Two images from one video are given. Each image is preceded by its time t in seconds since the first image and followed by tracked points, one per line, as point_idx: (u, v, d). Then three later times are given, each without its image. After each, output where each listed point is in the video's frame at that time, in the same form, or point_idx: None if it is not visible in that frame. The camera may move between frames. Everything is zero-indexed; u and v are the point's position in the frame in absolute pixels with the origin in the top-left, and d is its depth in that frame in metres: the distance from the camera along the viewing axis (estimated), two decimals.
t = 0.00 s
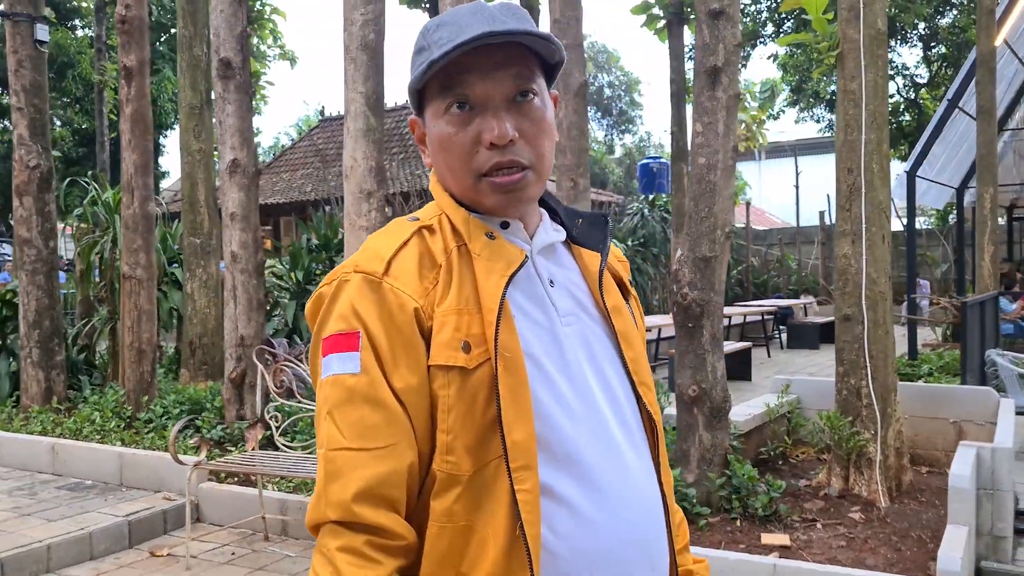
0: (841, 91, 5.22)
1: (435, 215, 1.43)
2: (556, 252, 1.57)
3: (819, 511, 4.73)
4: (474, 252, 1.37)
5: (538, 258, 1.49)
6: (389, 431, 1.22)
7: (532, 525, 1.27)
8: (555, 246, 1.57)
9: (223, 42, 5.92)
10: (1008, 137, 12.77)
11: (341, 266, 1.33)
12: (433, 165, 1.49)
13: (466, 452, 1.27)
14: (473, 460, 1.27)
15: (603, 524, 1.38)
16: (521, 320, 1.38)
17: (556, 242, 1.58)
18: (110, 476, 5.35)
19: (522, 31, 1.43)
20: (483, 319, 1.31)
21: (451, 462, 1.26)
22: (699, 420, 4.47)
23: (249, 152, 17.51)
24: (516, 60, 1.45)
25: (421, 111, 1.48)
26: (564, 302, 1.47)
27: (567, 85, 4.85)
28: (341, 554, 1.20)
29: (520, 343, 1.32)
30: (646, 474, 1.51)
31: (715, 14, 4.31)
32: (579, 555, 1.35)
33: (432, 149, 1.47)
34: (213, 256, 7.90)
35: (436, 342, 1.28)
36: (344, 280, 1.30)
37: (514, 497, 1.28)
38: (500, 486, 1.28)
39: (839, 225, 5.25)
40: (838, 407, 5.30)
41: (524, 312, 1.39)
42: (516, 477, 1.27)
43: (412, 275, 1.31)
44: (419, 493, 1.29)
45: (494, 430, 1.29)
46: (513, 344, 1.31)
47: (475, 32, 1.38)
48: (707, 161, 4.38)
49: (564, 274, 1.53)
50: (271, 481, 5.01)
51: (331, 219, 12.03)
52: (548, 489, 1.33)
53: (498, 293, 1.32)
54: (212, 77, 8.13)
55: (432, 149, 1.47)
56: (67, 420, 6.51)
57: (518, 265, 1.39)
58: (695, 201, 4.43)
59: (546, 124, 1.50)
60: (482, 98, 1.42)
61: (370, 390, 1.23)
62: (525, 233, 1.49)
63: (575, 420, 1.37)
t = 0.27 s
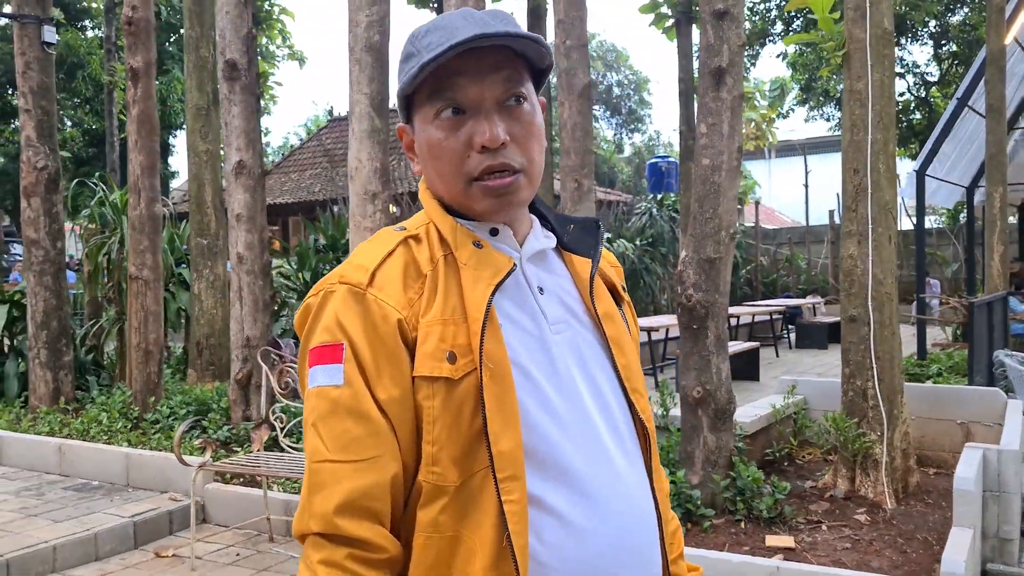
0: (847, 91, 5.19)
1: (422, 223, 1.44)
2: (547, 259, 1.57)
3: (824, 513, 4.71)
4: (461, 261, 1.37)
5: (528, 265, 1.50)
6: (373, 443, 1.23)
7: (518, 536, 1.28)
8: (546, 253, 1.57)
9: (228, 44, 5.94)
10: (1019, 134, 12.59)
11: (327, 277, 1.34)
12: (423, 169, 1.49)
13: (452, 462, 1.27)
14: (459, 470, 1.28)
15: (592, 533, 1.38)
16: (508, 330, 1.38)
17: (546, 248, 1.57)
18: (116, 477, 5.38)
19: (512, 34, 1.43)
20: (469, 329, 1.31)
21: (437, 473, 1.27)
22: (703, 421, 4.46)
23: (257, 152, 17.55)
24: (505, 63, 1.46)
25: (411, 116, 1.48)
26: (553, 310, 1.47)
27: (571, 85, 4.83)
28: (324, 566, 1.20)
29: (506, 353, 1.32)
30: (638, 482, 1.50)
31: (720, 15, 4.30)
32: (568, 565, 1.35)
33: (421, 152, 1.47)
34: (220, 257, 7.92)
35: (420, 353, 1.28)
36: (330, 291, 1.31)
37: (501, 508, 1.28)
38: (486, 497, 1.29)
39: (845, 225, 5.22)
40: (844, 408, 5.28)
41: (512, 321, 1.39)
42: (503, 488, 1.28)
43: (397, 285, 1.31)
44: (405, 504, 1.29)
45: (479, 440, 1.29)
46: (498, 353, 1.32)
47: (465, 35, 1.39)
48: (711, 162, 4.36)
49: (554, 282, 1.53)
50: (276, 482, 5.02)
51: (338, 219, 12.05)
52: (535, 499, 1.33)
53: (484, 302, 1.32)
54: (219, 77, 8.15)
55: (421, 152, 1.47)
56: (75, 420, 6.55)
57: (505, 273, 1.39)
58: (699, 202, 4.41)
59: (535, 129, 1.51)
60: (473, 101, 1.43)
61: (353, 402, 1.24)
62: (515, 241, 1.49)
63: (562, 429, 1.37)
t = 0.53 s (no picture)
0: (848, 91, 5.17)
1: (410, 225, 1.43)
2: (530, 263, 1.57)
3: (824, 513, 4.70)
4: (450, 263, 1.37)
5: (513, 269, 1.50)
6: (359, 443, 1.22)
7: (504, 538, 1.27)
8: (529, 257, 1.57)
9: (228, 43, 5.94)
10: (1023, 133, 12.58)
11: (315, 276, 1.33)
12: (421, 170, 1.47)
13: (437, 465, 1.26)
14: (444, 473, 1.27)
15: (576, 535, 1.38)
16: (495, 333, 1.37)
17: (530, 252, 1.57)
18: (115, 477, 5.38)
19: (523, 42, 1.43)
20: (457, 331, 1.31)
21: (422, 475, 1.26)
22: (702, 422, 4.44)
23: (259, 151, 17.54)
24: (512, 69, 1.45)
25: (410, 116, 1.45)
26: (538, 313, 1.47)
27: (570, 86, 4.81)
28: (306, 568, 1.19)
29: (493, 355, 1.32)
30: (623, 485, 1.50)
31: (719, 15, 4.29)
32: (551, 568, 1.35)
33: (421, 153, 1.45)
34: (221, 257, 7.93)
35: (407, 354, 1.28)
36: (317, 291, 1.30)
37: (486, 511, 1.28)
38: (470, 497, 1.28)
39: (845, 225, 5.20)
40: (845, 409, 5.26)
41: (499, 324, 1.39)
42: (487, 490, 1.27)
43: (385, 286, 1.31)
44: (388, 506, 1.28)
45: (465, 442, 1.28)
46: (485, 356, 1.31)
47: (483, 42, 1.37)
48: (710, 162, 4.35)
49: (539, 285, 1.53)
50: (274, 483, 5.02)
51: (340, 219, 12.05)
52: (520, 500, 1.33)
53: (471, 305, 1.32)
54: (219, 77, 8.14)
55: (421, 153, 1.45)
56: (75, 420, 6.56)
57: (493, 277, 1.39)
58: (699, 203, 4.40)
59: (535, 137, 1.51)
60: (481, 106, 1.42)
61: (338, 403, 1.23)
62: (501, 244, 1.49)
63: (547, 432, 1.37)
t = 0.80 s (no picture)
0: (846, 91, 5.16)
1: (404, 223, 1.41)
2: (514, 266, 1.57)
3: (822, 515, 4.67)
4: (447, 263, 1.36)
5: (502, 270, 1.50)
6: (362, 441, 1.20)
7: (505, 537, 1.27)
8: (513, 260, 1.58)
9: (225, 42, 5.93)
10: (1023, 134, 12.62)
11: (312, 272, 1.31)
12: (418, 167, 1.44)
13: (439, 463, 1.25)
14: (445, 471, 1.26)
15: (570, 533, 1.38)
16: (492, 332, 1.37)
17: (513, 256, 1.58)
18: (111, 478, 5.37)
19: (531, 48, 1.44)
20: (457, 330, 1.29)
21: (423, 473, 1.24)
22: (700, 423, 4.43)
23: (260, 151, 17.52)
24: (516, 74, 1.45)
25: (410, 113, 1.42)
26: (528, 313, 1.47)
27: (568, 85, 4.79)
28: (308, 569, 1.17)
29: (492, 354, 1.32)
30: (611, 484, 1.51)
31: (717, 15, 4.28)
32: (548, 566, 1.35)
33: (421, 151, 1.42)
34: (219, 257, 7.92)
35: (410, 352, 1.26)
36: (316, 287, 1.27)
37: (487, 510, 1.27)
38: (471, 495, 1.27)
39: (844, 226, 5.18)
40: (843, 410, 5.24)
41: (495, 324, 1.38)
42: (488, 487, 1.26)
43: (387, 283, 1.29)
44: (386, 505, 1.27)
45: (466, 441, 1.27)
46: (485, 354, 1.31)
47: (496, 44, 1.37)
48: (708, 162, 4.34)
49: (525, 288, 1.53)
50: (270, 484, 5.00)
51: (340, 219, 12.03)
52: (518, 498, 1.32)
53: (471, 304, 1.31)
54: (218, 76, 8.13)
55: (421, 150, 1.42)
56: (71, 420, 6.55)
57: (489, 278, 1.39)
58: (697, 203, 4.39)
59: (531, 143, 1.52)
60: (487, 108, 1.41)
61: (340, 401, 1.21)
62: (491, 245, 1.48)
63: (543, 432, 1.37)
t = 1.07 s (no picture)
0: (841, 94, 5.18)
1: (404, 227, 1.44)
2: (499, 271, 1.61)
3: (817, 515, 4.69)
4: (449, 267, 1.39)
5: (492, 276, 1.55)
6: (380, 439, 1.22)
7: (515, 528, 1.31)
8: (499, 267, 1.61)
9: (223, 44, 5.94)
10: (1018, 136, 12.72)
11: (321, 275, 1.32)
12: (419, 174, 1.47)
13: (450, 458, 1.29)
14: (456, 466, 1.29)
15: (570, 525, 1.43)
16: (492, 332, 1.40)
17: (499, 263, 1.61)
18: (106, 480, 5.39)
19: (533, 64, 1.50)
20: (464, 330, 1.33)
21: (436, 469, 1.28)
22: (695, 423, 4.44)
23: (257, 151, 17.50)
24: (514, 88, 1.51)
25: (414, 121, 1.45)
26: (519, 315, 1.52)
27: (564, 87, 4.80)
28: (331, 567, 1.18)
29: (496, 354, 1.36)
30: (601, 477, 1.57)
31: (712, 18, 4.31)
32: (551, 558, 1.39)
33: (425, 158, 1.46)
34: (217, 258, 7.93)
35: (421, 353, 1.29)
36: (328, 291, 1.28)
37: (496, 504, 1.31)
38: (481, 489, 1.30)
39: (839, 227, 5.21)
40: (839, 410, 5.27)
41: (494, 324, 1.42)
42: (498, 481, 1.30)
43: (398, 284, 1.31)
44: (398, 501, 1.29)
45: (474, 436, 1.31)
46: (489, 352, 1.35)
47: (505, 59, 1.42)
48: (703, 164, 4.36)
49: (512, 292, 1.58)
50: (267, 486, 5.00)
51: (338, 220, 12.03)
52: (523, 492, 1.37)
53: (477, 304, 1.35)
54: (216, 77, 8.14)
55: (425, 157, 1.46)
56: (67, 422, 6.56)
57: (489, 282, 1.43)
58: (692, 205, 4.42)
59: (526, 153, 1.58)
60: (492, 119, 1.46)
61: (358, 400, 1.22)
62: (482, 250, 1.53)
63: (544, 427, 1.41)
